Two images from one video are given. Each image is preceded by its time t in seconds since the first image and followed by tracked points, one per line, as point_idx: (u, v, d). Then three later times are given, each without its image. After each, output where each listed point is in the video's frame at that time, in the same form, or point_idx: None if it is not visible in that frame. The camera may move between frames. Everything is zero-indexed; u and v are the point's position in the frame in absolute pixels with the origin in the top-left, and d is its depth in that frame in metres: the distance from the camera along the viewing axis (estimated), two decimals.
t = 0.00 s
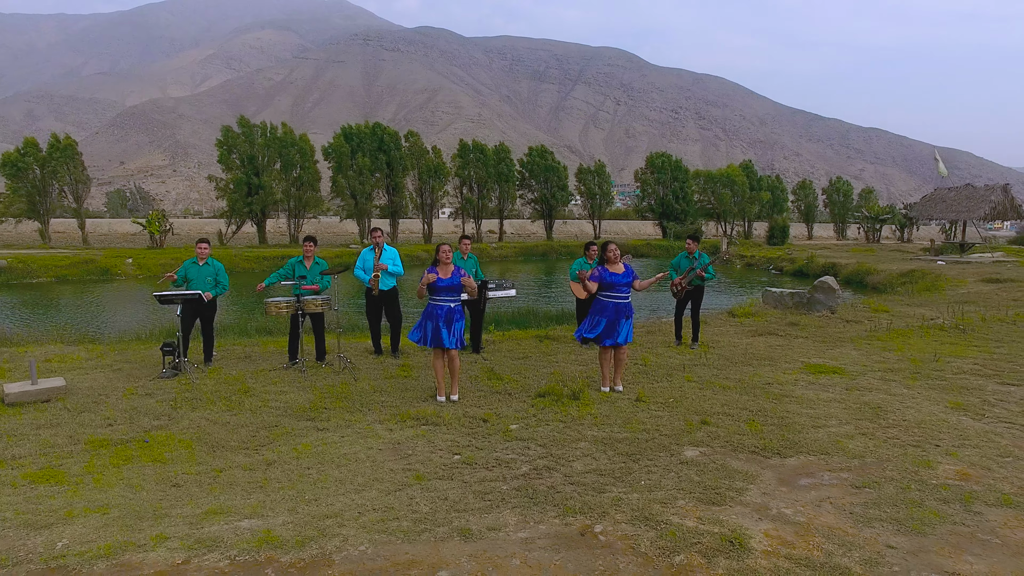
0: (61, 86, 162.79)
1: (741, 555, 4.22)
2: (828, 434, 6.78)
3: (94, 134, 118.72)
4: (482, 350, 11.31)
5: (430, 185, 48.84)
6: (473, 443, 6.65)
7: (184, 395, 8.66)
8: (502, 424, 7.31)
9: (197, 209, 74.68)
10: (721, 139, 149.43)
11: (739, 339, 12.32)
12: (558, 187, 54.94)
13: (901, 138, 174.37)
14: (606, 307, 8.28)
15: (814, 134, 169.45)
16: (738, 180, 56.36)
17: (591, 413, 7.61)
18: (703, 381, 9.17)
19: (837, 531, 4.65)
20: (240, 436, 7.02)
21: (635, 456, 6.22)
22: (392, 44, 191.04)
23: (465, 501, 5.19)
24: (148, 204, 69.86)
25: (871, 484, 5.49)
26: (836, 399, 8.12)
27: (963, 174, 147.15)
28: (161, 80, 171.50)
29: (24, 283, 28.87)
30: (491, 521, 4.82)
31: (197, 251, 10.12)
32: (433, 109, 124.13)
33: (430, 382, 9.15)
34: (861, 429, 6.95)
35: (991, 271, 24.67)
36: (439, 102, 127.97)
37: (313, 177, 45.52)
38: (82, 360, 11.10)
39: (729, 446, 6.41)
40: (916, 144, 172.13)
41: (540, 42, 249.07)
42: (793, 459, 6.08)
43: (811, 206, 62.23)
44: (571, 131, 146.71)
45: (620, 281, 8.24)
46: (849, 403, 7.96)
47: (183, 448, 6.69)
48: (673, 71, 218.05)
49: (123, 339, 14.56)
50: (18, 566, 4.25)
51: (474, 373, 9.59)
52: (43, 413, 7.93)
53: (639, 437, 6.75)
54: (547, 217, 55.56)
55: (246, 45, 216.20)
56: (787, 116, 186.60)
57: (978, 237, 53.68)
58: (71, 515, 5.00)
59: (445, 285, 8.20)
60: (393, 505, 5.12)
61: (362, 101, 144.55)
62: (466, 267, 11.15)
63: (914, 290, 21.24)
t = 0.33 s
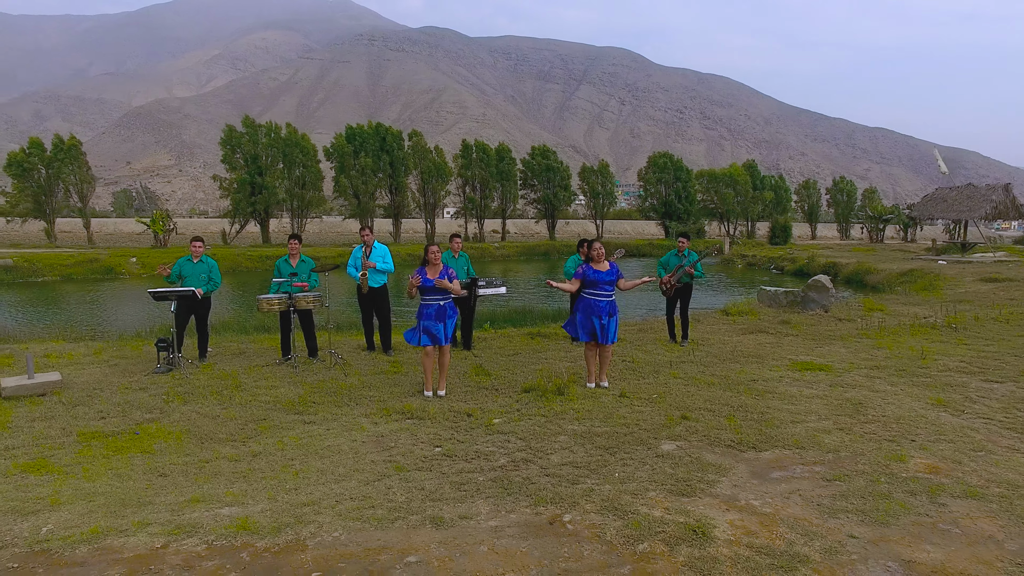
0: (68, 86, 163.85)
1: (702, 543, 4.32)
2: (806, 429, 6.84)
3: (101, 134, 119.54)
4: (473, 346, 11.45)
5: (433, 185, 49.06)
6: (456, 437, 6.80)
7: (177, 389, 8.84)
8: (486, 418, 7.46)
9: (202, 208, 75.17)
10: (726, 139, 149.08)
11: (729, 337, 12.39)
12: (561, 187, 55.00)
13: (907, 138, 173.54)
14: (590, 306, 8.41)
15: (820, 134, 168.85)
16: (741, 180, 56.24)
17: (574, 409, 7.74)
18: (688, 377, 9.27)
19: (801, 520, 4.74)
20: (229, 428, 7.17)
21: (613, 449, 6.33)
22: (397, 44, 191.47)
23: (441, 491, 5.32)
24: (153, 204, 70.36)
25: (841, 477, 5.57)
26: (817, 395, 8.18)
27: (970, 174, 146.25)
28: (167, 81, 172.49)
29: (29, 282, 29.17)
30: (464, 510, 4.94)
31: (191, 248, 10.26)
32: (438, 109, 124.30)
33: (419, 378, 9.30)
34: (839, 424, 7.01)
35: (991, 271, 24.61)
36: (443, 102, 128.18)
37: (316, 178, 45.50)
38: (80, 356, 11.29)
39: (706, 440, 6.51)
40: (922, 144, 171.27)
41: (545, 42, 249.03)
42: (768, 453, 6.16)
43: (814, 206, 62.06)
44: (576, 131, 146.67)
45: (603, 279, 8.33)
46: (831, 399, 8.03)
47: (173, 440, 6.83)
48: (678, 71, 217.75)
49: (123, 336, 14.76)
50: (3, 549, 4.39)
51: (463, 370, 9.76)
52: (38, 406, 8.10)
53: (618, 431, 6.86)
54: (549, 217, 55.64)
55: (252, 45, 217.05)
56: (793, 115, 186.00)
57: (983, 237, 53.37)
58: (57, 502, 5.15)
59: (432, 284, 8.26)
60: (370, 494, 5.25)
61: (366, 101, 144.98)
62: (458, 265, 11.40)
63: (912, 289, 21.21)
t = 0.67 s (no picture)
0: (89, 87, 166.60)
1: (681, 529, 4.46)
2: (798, 423, 6.92)
3: (121, 134, 121.53)
4: (476, 343, 11.67)
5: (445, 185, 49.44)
6: (453, 428, 6.99)
7: (188, 382, 9.14)
8: (484, 411, 7.65)
9: (219, 208, 76.21)
10: (741, 139, 148.02)
11: (731, 334, 12.46)
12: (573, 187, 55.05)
13: (927, 137, 171.12)
14: (585, 299, 8.63)
15: (837, 133, 167.03)
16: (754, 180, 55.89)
17: (570, 402, 7.92)
18: (685, 373, 9.38)
19: (781, 510, 4.86)
20: (234, 419, 7.42)
21: (604, 441, 6.48)
22: (412, 45, 192.46)
23: (434, 479, 5.51)
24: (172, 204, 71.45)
25: (827, 469, 5.67)
26: (813, 391, 8.24)
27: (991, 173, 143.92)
28: (185, 82, 174.87)
29: (51, 279, 29.91)
30: (454, 497, 5.12)
31: (201, 245, 10.56)
32: (452, 109, 124.66)
33: (421, 372, 9.53)
34: (830, 418, 7.09)
35: (1006, 271, 24.34)
36: (458, 102, 128.63)
37: (330, 177, 45.96)
38: (96, 350, 11.64)
39: (697, 434, 6.62)
40: (943, 143, 168.76)
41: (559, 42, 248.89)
42: (757, 445, 6.27)
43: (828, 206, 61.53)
44: (590, 131, 146.41)
45: (597, 273, 8.54)
46: (826, 395, 8.09)
47: (180, 429, 7.09)
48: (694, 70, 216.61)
49: (139, 332, 15.16)
50: (18, 526, 4.65)
51: (464, 365, 10.00)
52: (54, 396, 8.42)
53: (612, 424, 7.00)
54: (561, 217, 55.73)
55: (269, 47, 219.25)
56: (810, 114, 184.18)
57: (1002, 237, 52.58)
58: (70, 485, 5.41)
59: (432, 276, 8.46)
60: (365, 481, 5.45)
61: (381, 102, 145.92)
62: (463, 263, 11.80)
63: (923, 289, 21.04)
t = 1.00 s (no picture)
0: (115, 89, 169.92)
1: (661, 513, 4.61)
2: (790, 416, 7.00)
3: (145, 136, 123.82)
4: (483, 339, 11.89)
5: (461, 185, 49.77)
6: (452, 418, 7.20)
7: (200, 373, 9.48)
8: (483, 403, 7.86)
9: (239, 208, 77.42)
10: (761, 138, 146.50)
11: (736, 332, 12.49)
12: (589, 187, 55.04)
13: (952, 136, 167.79)
14: (584, 299, 8.81)
15: (859, 131, 164.54)
16: (772, 179, 55.34)
17: (568, 395, 8.10)
18: (685, 368, 9.50)
19: (763, 497, 4.98)
20: (242, 408, 7.69)
21: (597, 431, 6.64)
22: (430, 45, 193.48)
23: (428, 465, 5.73)
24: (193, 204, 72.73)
25: (813, 460, 5.76)
26: (810, 387, 8.31)
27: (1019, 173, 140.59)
28: (207, 84, 177.57)
29: (75, 277, 30.70)
30: (446, 482, 5.33)
31: (214, 242, 10.89)
32: (469, 109, 125.03)
33: (426, 366, 9.77)
34: (824, 413, 7.16)
35: None
36: (475, 102, 129.05)
37: (347, 177, 46.52)
38: (115, 343, 12.06)
39: (689, 426, 6.75)
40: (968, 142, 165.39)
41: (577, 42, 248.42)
42: (747, 437, 6.38)
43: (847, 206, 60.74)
44: (607, 131, 145.90)
45: (595, 274, 8.71)
46: (823, 390, 8.15)
47: (191, 417, 7.38)
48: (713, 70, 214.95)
49: (158, 327, 15.61)
50: (36, 501, 4.95)
51: (467, 358, 10.24)
52: (73, 385, 8.80)
53: (606, 416, 7.17)
54: (576, 216, 55.76)
55: (290, 48, 221.77)
56: (831, 113, 181.66)
57: None
58: (84, 465, 5.72)
59: (435, 276, 8.66)
60: (362, 466, 5.68)
61: (399, 102, 146.84)
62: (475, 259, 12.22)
63: (940, 288, 20.77)
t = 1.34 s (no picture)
0: (141, 90, 173.27)
1: (640, 497, 4.77)
2: (782, 410, 7.11)
3: (170, 137, 126.26)
4: (489, 334, 12.10)
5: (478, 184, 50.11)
6: (450, 408, 7.43)
7: (212, 365, 9.82)
8: (482, 394, 8.08)
9: (260, 207, 78.63)
10: (782, 138, 144.88)
11: (741, 328, 12.57)
12: (606, 186, 55.02)
13: (980, 135, 164.29)
14: (582, 291, 9.01)
15: (883, 130, 161.91)
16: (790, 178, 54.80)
17: (565, 387, 8.30)
18: (685, 363, 9.63)
19: (742, 484, 5.13)
20: (250, 398, 7.99)
21: (589, 422, 6.82)
22: (450, 45, 194.42)
23: (423, 450, 5.95)
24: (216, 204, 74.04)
25: (798, 450, 5.87)
26: (807, 382, 8.40)
27: None
28: (230, 85, 180.42)
29: (100, 275, 31.54)
30: (437, 466, 5.55)
31: (226, 238, 11.25)
32: (488, 109, 125.36)
33: (430, 359, 10.02)
34: (817, 406, 7.25)
35: None
36: (494, 102, 129.48)
37: (365, 177, 47.07)
38: (133, 337, 12.49)
39: (680, 417, 6.89)
40: (996, 141, 161.78)
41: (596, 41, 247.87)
42: (735, 428, 6.51)
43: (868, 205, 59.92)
44: (626, 130, 145.33)
45: (595, 268, 8.92)
46: (819, 385, 8.23)
47: (200, 406, 7.69)
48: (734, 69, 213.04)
49: (177, 321, 16.07)
50: (52, 478, 5.27)
51: (472, 352, 10.47)
52: (92, 375, 9.20)
53: (600, 407, 7.35)
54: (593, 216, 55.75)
55: (311, 50, 224.14)
56: (854, 112, 179.03)
57: None
58: (98, 447, 6.04)
59: (437, 267, 8.91)
60: (359, 451, 5.92)
61: (418, 102, 147.80)
62: (484, 257, 12.30)
63: (956, 288, 20.55)
